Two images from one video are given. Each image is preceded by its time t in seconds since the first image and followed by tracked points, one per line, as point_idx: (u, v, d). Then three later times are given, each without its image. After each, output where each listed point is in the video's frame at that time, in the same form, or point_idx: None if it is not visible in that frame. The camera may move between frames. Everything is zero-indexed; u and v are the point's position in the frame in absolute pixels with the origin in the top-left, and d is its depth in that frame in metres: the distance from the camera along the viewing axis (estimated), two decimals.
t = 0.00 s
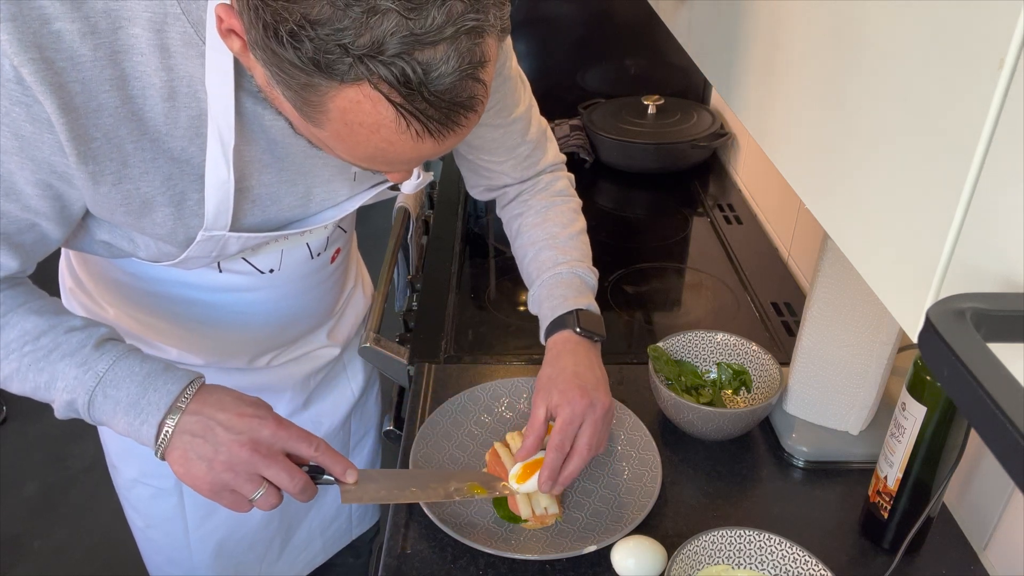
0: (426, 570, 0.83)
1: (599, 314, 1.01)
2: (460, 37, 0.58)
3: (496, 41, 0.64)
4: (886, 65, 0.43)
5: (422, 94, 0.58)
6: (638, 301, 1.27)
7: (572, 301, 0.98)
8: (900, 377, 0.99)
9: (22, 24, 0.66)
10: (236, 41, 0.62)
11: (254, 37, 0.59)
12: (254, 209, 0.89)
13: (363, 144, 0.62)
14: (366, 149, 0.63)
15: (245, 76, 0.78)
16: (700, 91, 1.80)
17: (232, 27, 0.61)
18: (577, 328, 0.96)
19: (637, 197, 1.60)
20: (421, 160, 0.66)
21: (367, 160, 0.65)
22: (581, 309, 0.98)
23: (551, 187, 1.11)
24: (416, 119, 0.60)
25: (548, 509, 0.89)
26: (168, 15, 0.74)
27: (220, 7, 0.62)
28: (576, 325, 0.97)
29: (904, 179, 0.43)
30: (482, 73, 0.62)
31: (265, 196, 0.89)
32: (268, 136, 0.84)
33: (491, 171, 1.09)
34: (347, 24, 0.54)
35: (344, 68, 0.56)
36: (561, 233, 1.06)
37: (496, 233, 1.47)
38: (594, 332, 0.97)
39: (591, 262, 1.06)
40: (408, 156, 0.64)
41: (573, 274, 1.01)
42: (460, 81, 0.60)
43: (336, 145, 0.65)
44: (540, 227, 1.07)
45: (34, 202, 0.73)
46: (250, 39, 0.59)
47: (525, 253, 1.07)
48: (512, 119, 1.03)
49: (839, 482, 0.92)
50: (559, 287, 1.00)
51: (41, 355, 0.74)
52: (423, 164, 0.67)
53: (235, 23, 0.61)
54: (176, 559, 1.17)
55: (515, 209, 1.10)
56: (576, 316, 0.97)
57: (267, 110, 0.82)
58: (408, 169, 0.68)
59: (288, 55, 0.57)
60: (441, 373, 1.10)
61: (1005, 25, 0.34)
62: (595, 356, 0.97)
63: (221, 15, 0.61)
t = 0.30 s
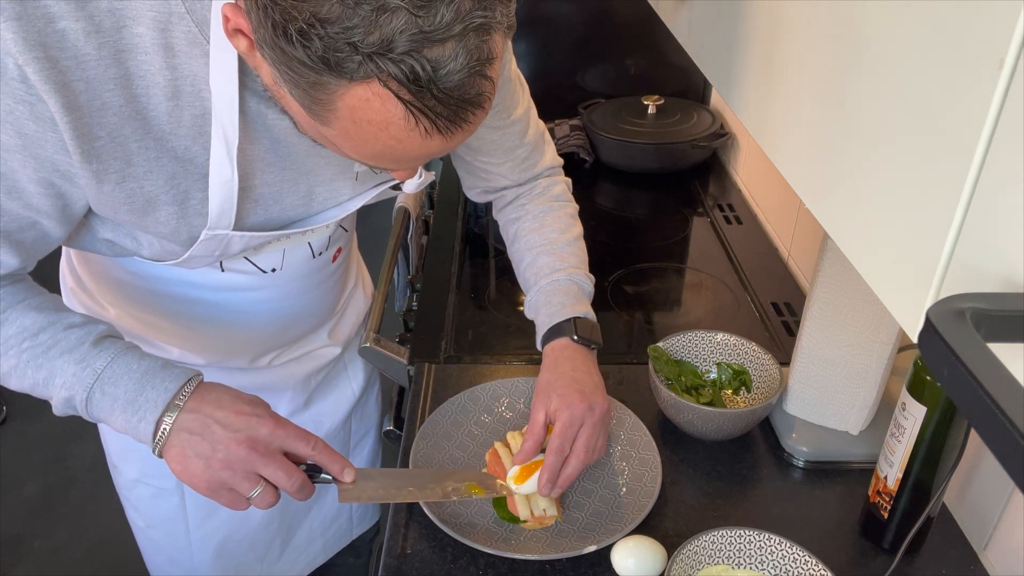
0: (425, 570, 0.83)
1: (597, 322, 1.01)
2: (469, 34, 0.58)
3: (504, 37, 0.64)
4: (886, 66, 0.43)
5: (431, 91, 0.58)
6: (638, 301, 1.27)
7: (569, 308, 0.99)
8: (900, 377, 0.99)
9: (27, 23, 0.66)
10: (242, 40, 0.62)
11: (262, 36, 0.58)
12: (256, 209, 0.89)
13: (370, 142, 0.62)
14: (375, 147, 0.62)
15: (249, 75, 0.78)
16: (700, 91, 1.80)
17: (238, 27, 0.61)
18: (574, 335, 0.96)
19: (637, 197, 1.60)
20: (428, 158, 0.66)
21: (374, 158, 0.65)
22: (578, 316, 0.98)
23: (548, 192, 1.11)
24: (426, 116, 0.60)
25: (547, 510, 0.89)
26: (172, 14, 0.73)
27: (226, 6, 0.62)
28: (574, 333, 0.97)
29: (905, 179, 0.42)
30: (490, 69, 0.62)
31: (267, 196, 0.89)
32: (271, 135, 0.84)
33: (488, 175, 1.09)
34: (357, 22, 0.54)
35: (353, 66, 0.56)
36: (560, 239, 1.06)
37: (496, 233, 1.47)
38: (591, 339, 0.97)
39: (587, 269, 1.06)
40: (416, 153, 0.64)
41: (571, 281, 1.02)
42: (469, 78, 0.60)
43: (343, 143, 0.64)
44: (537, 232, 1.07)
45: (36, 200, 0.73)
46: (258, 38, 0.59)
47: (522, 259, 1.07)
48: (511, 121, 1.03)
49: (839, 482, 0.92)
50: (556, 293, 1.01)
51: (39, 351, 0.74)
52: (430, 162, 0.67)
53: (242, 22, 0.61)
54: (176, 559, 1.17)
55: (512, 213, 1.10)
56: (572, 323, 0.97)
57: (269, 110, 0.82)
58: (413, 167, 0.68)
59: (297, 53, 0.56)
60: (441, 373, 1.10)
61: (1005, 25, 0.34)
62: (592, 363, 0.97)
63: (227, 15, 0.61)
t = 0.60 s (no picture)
0: (426, 570, 0.83)
1: (599, 319, 1.01)
2: (468, 32, 0.58)
3: (503, 36, 0.64)
4: (886, 66, 0.43)
5: (430, 89, 0.58)
6: (639, 301, 1.27)
7: (572, 305, 0.99)
8: (900, 377, 0.99)
9: (29, 23, 0.66)
10: (243, 39, 0.62)
11: (262, 34, 0.58)
12: (257, 209, 0.89)
13: (371, 140, 0.62)
14: (375, 145, 0.62)
15: (250, 75, 0.78)
16: (700, 91, 1.80)
17: (239, 26, 0.61)
18: (577, 332, 0.96)
19: (637, 197, 1.60)
20: (429, 156, 0.66)
21: (375, 156, 0.64)
22: (582, 313, 0.98)
23: (552, 190, 1.11)
24: (426, 113, 0.60)
25: (547, 509, 0.88)
26: (174, 14, 0.73)
27: (227, 5, 0.62)
28: (576, 330, 0.97)
29: (905, 180, 0.42)
30: (490, 67, 0.62)
31: (268, 197, 0.89)
32: (272, 135, 0.84)
33: (491, 173, 1.09)
34: (357, 20, 0.54)
35: (353, 64, 0.56)
36: (562, 237, 1.06)
37: (496, 233, 1.47)
38: (594, 337, 0.97)
39: (592, 266, 1.06)
40: (417, 152, 0.64)
41: (574, 278, 1.02)
42: (468, 75, 0.60)
43: (345, 141, 0.64)
44: (541, 230, 1.07)
45: (39, 201, 0.72)
46: (259, 36, 0.59)
47: (526, 257, 1.07)
48: (513, 120, 1.03)
49: (839, 482, 0.92)
50: (559, 291, 1.00)
51: (41, 352, 0.74)
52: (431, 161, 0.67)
53: (242, 21, 0.61)
54: (177, 559, 1.17)
55: (516, 211, 1.10)
56: (576, 320, 0.97)
57: (270, 109, 0.82)
58: (414, 166, 0.68)
59: (297, 51, 0.57)
60: (441, 373, 1.10)
61: (1005, 25, 0.34)
62: (594, 361, 0.97)
63: (228, 14, 0.61)
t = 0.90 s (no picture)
0: (426, 570, 0.83)
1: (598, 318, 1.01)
2: (467, 33, 0.58)
3: (502, 36, 0.64)
4: (886, 65, 0.43)
5: (428, 90, 0.58)
6: (638, 301, 1.27)
7: (573, 305, 0.99)
8: (900, 377, 0.99)
9: (29, 24, 0.66)
10: (242, 39, 0.62)
11: (261, 34, 0.58)
12: (258, 209, 0.89)
13: (369, 142, 0.62)
14: (373, 146, 0.62)
15: (250, 75, 0.78)
16: (700, 91, 1.80)
17: (238, 26, 0.61)
18: (578, 332, 0.96)
19: (637, 197, 1.60)
20: (428, 157, 0.66)
21: (373, 157, 0.64)
22: (582, 313, 0.98)
23: (554, 190, 1.11)
24: (423, 115, 0.60)
25: (548, 509, 0.88)
26: (173, 15, 0.73)
27: (227, 6, 0.62)
28: (577, 330, 0.97)
29: (905, 180, 0.42)
30: (489, 69, 0.62)
31: (269, 197, 0.89)
32: (272, 135, 0.84)
33: (492, 173, 1.09)
34: (355, 21, 0.54)
35: (350, 65, 0.56)
36: (563, 237, 1.06)
37: (496, 233, 1.47)
38: (595, 337, 0.97)
39: (593, 266, 1.06)
40: (415, 153, 0.64)
41: (575, 278, 1.02)
42: (466, 77, 0.60)
43: (342, 143, 0.64)
44: (541, 230, 1.07)
45: (39, 202, 0.73)
46: (257, 36, 0.59)
47: (527, 257, 1.07)
48: (513, 120, 1.03)
49: (839, 482, 0.92)
50: (560, 291, 1.01)
51: (40, 352, 0.74)
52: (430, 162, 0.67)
53: (241, 22, 0.61)
54: (178, 559, 1.17)
55: (516, 211, 1.10)
56: (576, 320, 0.97)
57: (271, 109, 0.82)
58: (413, 167, 0.68)
59: (295, 52, 0.57)
60: (441, 373, 1.10)
61: (1005, 25, 0.34)
62: (595, 362, 0.97)
63: (227, 14, 0.61)
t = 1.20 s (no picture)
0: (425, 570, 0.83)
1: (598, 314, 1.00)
2: (459, 11, 0.58)
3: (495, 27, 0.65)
4: (886, 66, 0.43)
5: (420, 68, 0.58)
6: (638, 301, 1.27)
7: (574, 300, 0.99)
8: (900, 378, 0.99)
9: (27, 28, 0.66)
10: (234, 27, 0.62)
11: (251, 15, 0.58)
12: (258, 209, 0.89)
13: (360, 126, 0.62)
14: (364, 131, 0.62)
15: (246, 75, 0.78)
16: (700, 91, 1.81)
17: (229, 12, 0.61)
18: (579, 324, 0.97)
19: (637, 197, 1.60)
20: (420, 145, 0.65)
21: (365, 144, 0.64)
22: (582, 307, 0.99)
23: (551, 186, 1.11)
24: (415, 95, 0.59)
25: (548, 509, 0.88)
26: (170, 15, 0.73)
27: None
28: (577, 324, 0.97)
29: (904, 180, 0.43)
30: (481, 50, 0.62)
31: (269, 197, 0.89)
32: (272, 135, 0.84)
33: (489, 171, 1.09)
34: None
35: (341, 41, 0.56)
36: (561, 232, 1.06)
37: (496, 233, 1.47)
38: (596, 329, 0.97)
39: (591, 261, 1.06)
40: (406, 139, 0.63)
41: (574, 273, 1.02)
42: (458, 56, 0.60)
43: (332, 129, 0.64)
44: (540, 226, 1.07)
45: (57, 204, 0.73)
46: (247, 16, 0.59)
47: (526, 253, 1.07)
48: (511, 118, 1.03)
49: (839, 482, 0.92)
50: (559, 286, 1.01)
51: (77, 389, 0.73)
52: (422, 148, 0.66)
53: (234, 7, 0.61)
54: (178, 559, 1.17)
55: (514, 208, 1.10)
56: (577, 314, 0.98)
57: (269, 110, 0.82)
58: (407, 156, 0.68)
59: (286, 29, 0.56)
60: (441, 373, 1.10)
61: (1005, 24, 0.34)
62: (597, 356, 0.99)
63: None
